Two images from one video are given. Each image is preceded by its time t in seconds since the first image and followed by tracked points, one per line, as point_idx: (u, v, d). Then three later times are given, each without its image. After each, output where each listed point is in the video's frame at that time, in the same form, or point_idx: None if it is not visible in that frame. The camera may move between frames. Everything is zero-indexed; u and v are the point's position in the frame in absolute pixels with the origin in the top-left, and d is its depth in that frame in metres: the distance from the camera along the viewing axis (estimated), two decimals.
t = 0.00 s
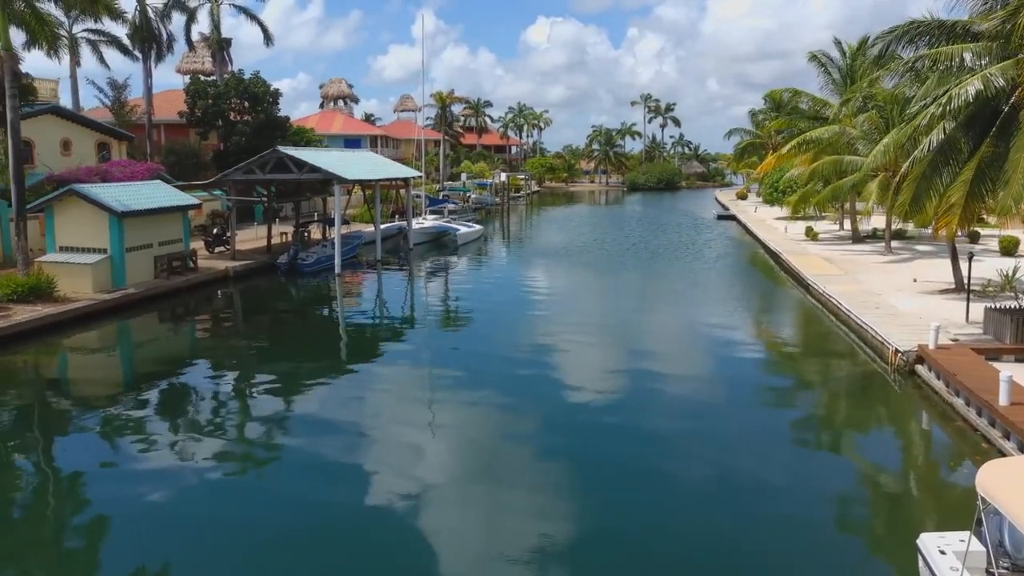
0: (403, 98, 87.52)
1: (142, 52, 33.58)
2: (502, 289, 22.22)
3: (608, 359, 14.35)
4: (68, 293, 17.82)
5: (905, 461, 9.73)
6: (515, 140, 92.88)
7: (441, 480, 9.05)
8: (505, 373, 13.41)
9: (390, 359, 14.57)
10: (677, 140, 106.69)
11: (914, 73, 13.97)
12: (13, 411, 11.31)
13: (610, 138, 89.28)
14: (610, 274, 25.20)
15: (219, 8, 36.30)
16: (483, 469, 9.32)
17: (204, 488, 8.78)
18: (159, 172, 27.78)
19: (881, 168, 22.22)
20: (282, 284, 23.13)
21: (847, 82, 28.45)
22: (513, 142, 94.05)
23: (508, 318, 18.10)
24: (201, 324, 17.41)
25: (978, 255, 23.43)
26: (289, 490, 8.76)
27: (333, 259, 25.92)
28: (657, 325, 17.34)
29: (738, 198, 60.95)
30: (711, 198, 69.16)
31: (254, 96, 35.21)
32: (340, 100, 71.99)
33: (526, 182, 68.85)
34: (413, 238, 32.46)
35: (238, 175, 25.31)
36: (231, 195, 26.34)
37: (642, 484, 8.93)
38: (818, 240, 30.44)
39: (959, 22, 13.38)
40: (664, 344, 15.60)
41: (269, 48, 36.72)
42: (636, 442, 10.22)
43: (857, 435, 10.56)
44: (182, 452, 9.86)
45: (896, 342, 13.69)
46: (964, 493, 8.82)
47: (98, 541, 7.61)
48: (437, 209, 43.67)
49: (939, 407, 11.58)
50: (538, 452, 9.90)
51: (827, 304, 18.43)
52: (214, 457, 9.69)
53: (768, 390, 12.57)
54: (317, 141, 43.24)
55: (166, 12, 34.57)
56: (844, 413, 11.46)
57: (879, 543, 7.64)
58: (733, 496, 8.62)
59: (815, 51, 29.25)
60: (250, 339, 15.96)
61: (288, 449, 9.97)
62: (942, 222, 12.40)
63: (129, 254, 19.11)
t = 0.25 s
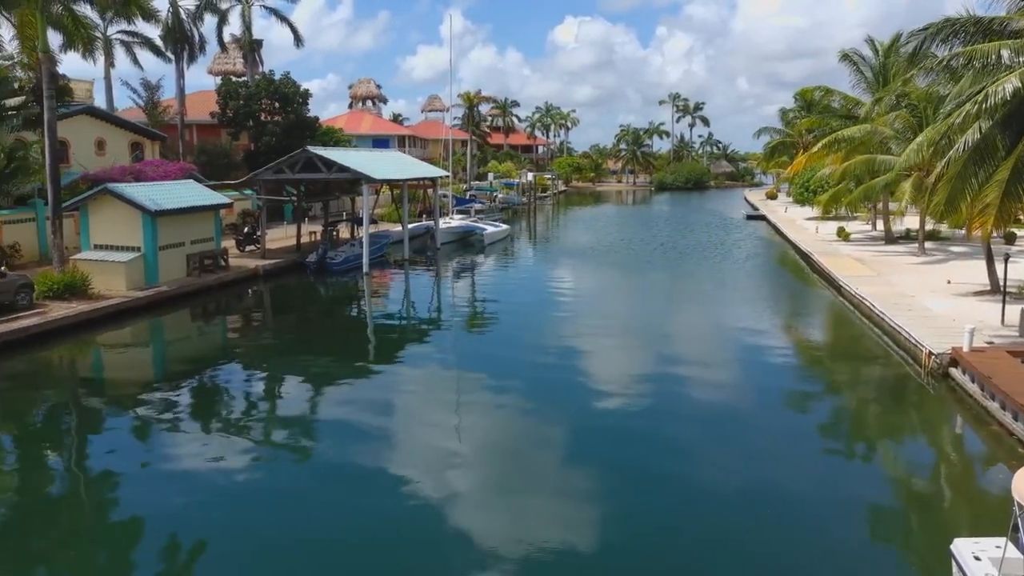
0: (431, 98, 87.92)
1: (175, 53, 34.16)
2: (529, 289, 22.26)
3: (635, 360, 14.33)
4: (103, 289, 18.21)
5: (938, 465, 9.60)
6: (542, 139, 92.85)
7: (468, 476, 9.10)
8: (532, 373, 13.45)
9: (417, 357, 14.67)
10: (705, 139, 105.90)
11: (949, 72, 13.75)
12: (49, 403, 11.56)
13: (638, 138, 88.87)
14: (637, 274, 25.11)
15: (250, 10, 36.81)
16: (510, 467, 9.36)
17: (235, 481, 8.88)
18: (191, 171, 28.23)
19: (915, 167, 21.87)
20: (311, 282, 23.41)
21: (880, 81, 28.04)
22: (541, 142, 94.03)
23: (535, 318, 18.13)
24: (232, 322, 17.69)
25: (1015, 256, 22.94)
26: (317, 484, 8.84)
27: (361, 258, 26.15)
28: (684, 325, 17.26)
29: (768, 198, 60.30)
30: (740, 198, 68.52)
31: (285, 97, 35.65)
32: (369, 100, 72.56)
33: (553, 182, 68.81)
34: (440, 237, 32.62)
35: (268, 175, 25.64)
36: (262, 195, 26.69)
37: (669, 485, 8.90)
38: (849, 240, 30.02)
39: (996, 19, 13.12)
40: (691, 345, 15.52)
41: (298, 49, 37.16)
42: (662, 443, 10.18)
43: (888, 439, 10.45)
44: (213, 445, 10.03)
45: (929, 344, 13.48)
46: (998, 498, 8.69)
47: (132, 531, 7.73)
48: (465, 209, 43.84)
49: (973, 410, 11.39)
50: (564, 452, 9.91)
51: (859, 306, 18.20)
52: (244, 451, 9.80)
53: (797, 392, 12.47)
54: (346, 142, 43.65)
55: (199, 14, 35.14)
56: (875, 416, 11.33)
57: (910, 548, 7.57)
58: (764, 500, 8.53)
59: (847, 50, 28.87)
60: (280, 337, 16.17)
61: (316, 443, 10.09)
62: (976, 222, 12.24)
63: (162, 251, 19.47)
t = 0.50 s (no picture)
0: (475, 98, 88.29)
1: (226, 56, 34.97)
2: (571, 288, 22.23)
3: (678, 361, 14.21)
4: (156, 286, 18.78)
5: (993, 474, 9.32)
6: (586, 139, 92.51)
7: (508, 475, 9.12)
8: (574, 372, 13.44)
9: (459, 356, 14.79)
10: (752, 138, 104.24)
11: (1008, 68, 13.32)
12: (103, 396, 11.95)
13: (683, 137, 87.92)
14: (681, 275, 24.87)
15: (298, 13, 37.49)
16: (551, 467, 9.35)
17: (280, 476, 9.05)
18: (241, 171, 28.90)
19: (971, 166, 21.19)
20: (356, 281, 23.75)
21: (935, 78, 27.25)
22: (584, 142, 93.70)
23: (577, 318, 18.12)
24: (280, 319, 18.07)
25: None
26: (360, 479, 8.95)
27: (405, 257, 26.44)
28: (729, 326, 17.05)
29: (817, 198, 59.06)
30: (788, 198, 67.26)
31: (332, 98, 36.23)
32: (413, 101, 73.24)
33: (596, 181, 68.51)
34: (483, 237, 32.77)
35: (315, 175, 26.10)
36: (309, 194, 27.17)
37: (712, 489, 8.78)
38: (901, 241, 29.24)
39: None
40: (736, 346, 15.31)
41: (345, 50, 37.71)
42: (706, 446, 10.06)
43: (940, 446, 10.17)
44: (260, 439, 10.27)
45: (985, 349, 13.07)
46: None
47: (181, 522, 7.93)
48: (508, 208, 43.96)
49: None
50: (605, 453, 9.86)
51: (911, 309, 17.73)
52: (290, 445, 10.02)
53: (844, 395, 12.22)
54: (391, 141, 44.15)
55: (249, 17, 35.91)
56: (926, 421, 11.05)
57: (960, 558, 7.37)
58: (810, 507, 8.36)
59: (899, 47, 28.12)
60: (326, 334, 16.47)
61: (360, 439, 10.26)
62: None
63: (213, 249, 19.98)
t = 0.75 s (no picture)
0: (523, 97, 88.37)
1: (280, 58, 35.72)
2: (618, 289, 22.10)
3: (726, 362, 14.00)
4: (212, 283, 19.29)
5: None
6: (635, 138, 91.79)
7: (553, 474, 9.08)
8: (620, 372, 13.36)
9: (505, 354, 14.83)
10: (806, 136, 101.97)
11: None
12: (160, 388, 12.31)
13: (734, 136, 86.53)
14: (730, 275, 24.48)
15: (350, 15, 38.07)
16: (596, 468, 9.26)
17: (327, 470, 9.17)
18: (294, 171, 29.48)
19: None
20: (404, 279, 24.01)
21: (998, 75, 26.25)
22: (633, 141, 92.96)
23: (624, 317, 18.01)
24: (330, 315, 18.40)
25: None
26: (405, 475, 9.01)
27: (452, 256, 26.63)
28: (779, 328, 16.71)
29: (873, 198, 57.46)
30: (842, 199, 65.61)
31: (382, 99, 36.68)
32: (462, 101, 73.73)
33: (644, 181, 67.92)
34: (529, 237, 32.80)
35: (365, 174, 26.46)
36: (359, 193, 27.57)
37: (762, 492, 8.62)
38: (962, 244, 28.26)
39: None
40: (786, 348, 15.00)
41: (395, 52, 38.15)
42: (755, 450, 9.83)
43: (1001, 454, 9.80)
44: (310, 432, 10.47)
45: None
46: None
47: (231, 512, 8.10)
48: (554, 208, 43.91)
49: None
50: (651, 454, 9.73)
51: (971, 312, 17.12)
52: (340, 439, 10.20)
53: (900, 400, 11.87)
54: (439, 141, 44.49)
55: (303, 20, 36.61)
56: (987, 429, 10.65)
57: None
58: (864, 513, 8.13)
59: (961, 43, 27.17)
60: (374, 331, 16.70)
61: (407, 435, 10.36)
62: None
63: (266, 247, 20.44)
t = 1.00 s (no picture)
0: (558, 96, 88.14)
1: (317, 59, 36.13)
2: (652, 289, 21.91)
3: (762, 364, 13.79)
4: (249, 281, 19.58)
5: None
6: (670, 137, 90.99)
7: (586, 477, 9.00)
8: (653, 373, 13.24)
9: (537, 353, 14.80)
10: (846, 135, 100.06)
11: None
12: (198, 384, 12.51)
13: (771, 134, 85.29)
14: (766, 276, 24.11)
15: (387, 16, 38.34)
16: (629, 471, 9.16)
17: (361, 468, 9.22)
18: (330, 170, 29.79)
19: None
20: (437, 278, 24.11)
21: None
22: (668, 140, 92.17)
23: (657, 318, 17.85)
24: (364, 313, 18.55)
25: None
26: (438, 474, 9.02)
27: (485, 256, 26.66)
28: (817, 330, 16.41)
29: (915, 198, 56.13)
30: (883, 198, 64.22)
31: (417, 99, 36.87)
32: (497, 101, 73.83)
33: (680, 181, 67.30)
34: (563, 237, 32.71)
35: (400, 174, 26.61)
36: (393, 193, 27.74)
37: (797, 497, 8.46)
38: (1008, 245, 27.45)
39: None
40: (824, 350, 14.72)
41: (431, 52, 38.33)
42: (792, 454, 9.65)
43: None
44: (343, 430, 10.55)
45: None
46: None
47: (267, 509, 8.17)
48: (588, 208, 43.73)
49: None
50: (685, 457, 9.60)
51: (1017, 315, 16.61)
52: (373, 437, 10.26)
53: (942, 405, 11.55)
54: (474, 141, 44.62)
55: (340, 21, 36.97)
56: None
57: None
58: (905, 521, 7.92)
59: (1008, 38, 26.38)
60: (407, 330, 16.79)
61: (439, 434, 10.39)
62: None
63: (302, 246, 20.67)
